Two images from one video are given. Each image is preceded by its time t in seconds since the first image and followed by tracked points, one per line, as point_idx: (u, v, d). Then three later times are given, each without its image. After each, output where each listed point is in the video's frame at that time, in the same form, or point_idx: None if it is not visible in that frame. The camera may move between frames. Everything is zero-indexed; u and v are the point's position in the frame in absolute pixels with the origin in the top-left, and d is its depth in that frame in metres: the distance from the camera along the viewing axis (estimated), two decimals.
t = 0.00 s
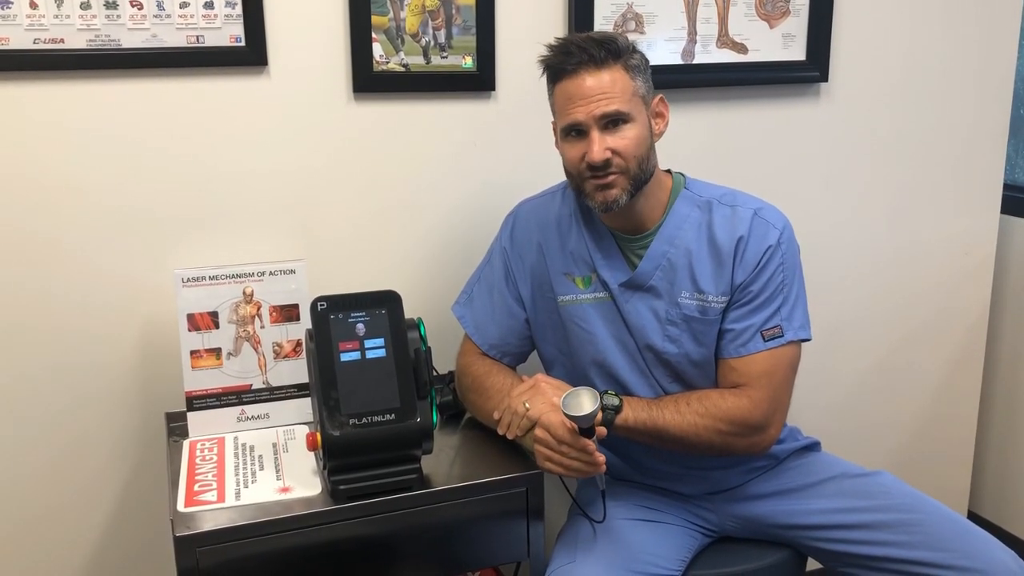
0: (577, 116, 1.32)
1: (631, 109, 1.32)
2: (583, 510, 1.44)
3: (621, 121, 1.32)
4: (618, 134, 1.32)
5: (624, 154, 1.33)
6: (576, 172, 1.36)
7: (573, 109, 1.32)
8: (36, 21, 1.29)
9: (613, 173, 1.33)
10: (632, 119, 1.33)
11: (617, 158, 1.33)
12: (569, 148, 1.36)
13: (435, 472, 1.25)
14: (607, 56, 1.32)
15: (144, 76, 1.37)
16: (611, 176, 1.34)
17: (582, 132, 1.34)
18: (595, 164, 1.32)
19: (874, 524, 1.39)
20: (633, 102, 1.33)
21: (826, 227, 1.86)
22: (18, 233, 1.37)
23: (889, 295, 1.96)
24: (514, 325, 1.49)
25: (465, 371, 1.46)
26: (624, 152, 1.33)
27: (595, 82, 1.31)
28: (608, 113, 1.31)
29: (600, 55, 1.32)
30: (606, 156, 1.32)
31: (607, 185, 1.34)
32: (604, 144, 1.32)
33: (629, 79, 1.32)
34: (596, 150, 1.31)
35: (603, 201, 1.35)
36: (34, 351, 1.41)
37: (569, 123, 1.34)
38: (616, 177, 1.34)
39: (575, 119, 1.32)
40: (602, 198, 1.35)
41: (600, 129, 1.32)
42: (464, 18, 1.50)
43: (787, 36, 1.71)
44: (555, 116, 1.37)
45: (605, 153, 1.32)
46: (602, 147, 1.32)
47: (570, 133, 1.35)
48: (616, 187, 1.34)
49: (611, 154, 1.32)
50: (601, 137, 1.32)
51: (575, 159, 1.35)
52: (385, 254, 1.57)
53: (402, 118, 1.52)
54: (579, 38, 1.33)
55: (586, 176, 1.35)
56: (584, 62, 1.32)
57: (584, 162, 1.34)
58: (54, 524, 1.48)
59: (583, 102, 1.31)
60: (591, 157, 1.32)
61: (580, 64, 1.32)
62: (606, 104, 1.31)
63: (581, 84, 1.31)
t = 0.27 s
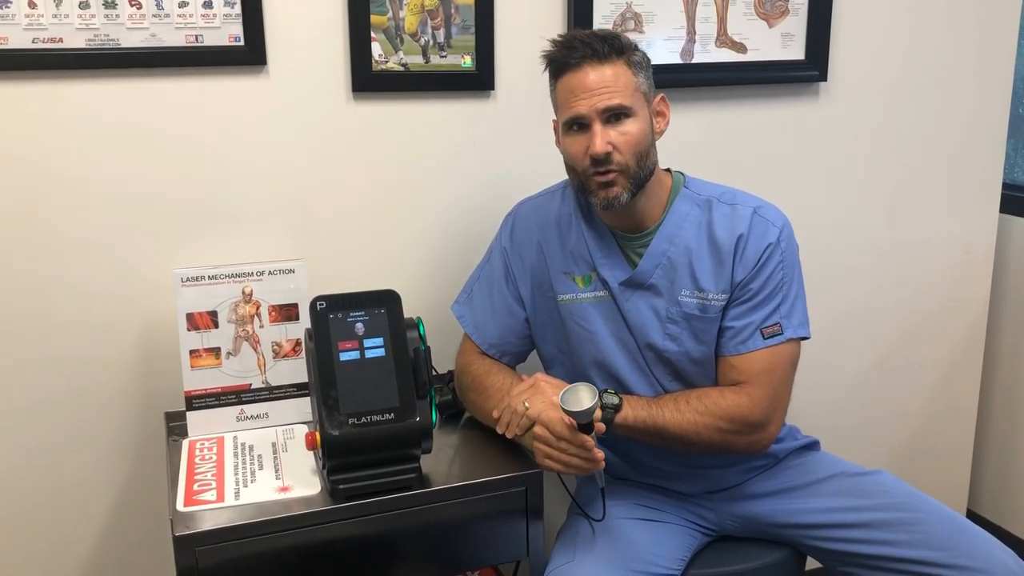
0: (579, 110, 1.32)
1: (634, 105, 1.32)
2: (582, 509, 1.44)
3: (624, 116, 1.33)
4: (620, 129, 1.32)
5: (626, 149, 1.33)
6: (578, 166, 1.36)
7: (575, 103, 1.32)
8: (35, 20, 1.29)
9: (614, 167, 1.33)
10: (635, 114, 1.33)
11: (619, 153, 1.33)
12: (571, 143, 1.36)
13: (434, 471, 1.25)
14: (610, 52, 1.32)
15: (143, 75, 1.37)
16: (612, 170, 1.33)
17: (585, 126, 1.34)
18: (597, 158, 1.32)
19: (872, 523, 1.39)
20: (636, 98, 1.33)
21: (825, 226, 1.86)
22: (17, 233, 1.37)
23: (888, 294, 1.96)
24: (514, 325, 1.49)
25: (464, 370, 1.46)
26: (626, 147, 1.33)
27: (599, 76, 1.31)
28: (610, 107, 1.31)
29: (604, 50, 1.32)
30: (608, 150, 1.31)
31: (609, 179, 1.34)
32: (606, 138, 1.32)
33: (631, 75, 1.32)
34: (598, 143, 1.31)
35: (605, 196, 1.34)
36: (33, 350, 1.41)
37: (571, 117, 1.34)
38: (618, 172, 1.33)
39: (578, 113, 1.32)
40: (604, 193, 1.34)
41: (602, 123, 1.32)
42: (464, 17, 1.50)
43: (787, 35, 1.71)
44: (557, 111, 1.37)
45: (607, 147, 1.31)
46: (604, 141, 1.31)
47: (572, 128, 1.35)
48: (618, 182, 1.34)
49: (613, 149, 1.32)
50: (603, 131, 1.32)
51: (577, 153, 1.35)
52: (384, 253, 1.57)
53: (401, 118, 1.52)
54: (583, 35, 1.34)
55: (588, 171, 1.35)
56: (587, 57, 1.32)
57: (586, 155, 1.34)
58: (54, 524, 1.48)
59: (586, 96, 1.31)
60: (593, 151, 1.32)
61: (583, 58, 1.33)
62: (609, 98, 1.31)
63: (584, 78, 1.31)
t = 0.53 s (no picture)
0: (580, 108, 1.32)
1: (634, 101, 1.33)
2: (582, 508, 1.45)
3: (624, 113, 1.33)
4: (621, 125, 1.33)
5: (627, 145, 1.33)
6: (579, 164, 1.36)
7: (576, 100, 1.32)
8: (35, 20, 1.29)
9: (616, 164, 1.33)
10: (635, 111, 1.33)
11: (621, 149, 1.33)
12: (572, 140, 1.36)
13: (434, 470, 1.25)
14: (610, 50, 1.33)
15: (143, 75, 1.37)
16: (614, 167, 1.33)
17: (586, 124, 1.34)
18: (598, 155, 1.32)
19: (870, 521, 1.40)
20: (636, 94, 1.33)
21: (824, 225, 1.86)
22: (17, 232, 1.37)
23: (888, 293, 1.96)
24: (514, 323, 1.49)
25: (464, 368, 1.46)
26: (627, 144, 1.33)
27: (599, 73, 1.31)
28: (611, 104, 1.31)
29: (603, 48, 1.32)
30: (610, 147, 1.32)
31: (611, 176, 1.34)
32: (607, 135, 1.32)
33: (632, 72, 1.33)
34: (600, 140, 1.31)
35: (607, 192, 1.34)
36: (32, 350, 1.41)
37: (572, 114, 1.34)
38: (620, 168, 1.33)
39: (579, 110, 1.32)
40: (606, 189, 1.34)
41: (603, 120, 1.32)
42: (463, 16, 1.50)
43: (786, 34, 1.71)
44: (558, 109, 1.38)
45: (609, 143, 1.31)
46: (606, 137, 1.32)
47: (573, 125, 1.35)
48: (620, 178, 1.34)
49: (614, 145, 1.32)
50: (604, 127, 1.32)
51: (579, 151, 1.35)
52: (384, 252, 1.57)
53: (401, 117, 1.52)
54: (583, 33, 1.34)
55: (590, 168, 1.35)
56: (588, 55, 1.32)
57: (587, 153, 1.34)
58: (53, 523, 1.48)
59: (587, 93, 1.31)
60: (595, 148, 1.32)
61: (583, 56, 1.33)
62: (609, 95, 1.31)
63: (585, 75, 1.32)
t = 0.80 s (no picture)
0: (577, 111, 1.32)
1: (630, 103, 1.33)
2: (582, 507, 1.45)
3: (621, 115, 1.33)
4: (618, 127, 1.33)
5: (624, 147, 1.33)
6: (577, 166, 1.36)
7: (573, 103, 1.32)
8: (35, 19, 1.30)
9: (614, 166, 1.34)
10: (632, 112, 1.33)
11: (618, 151, 1.33)
12: (569, 143, 1.36)
13: (434, 469, 1.25)
14: (605, 51, 1.33)
15: (143, 74, 1.37)
16: (612, 168, 1.34)
17: (582, 126, 1.34)
18: (596, 158, 1.33)
19: (870, 520, 1.40)
20: (632, 96, 1.33)
21: (824, 224, 1.87)
22: (17, 231, 1.37)
23: (888, 292, 1.96)
24: (514, 322, 1.49)
25: (464, 367, 1.46)
26: (625, 145, 1.33)
27: (594, 76, 1.31)
28: (608, 106, 1.31)
29: (598, 50, 1.32)
30: (607, 149, 1.32)
31: (609, 178, 1.34)
32: (604, 137, 1.32)
33: (627, 73, 1.33)
34: (597, 143, 1.31)
35: (606, 194, 1.34)
36: (32, 349, 1.41)
37: (569, 117, 1.34)
38: (618, 170, 1.34)
39: (575, 114, 1.33)
40: (605, 191, 1.34)
41: (600, 122, 1.32)
42: (463, 15, 1.50)
43: (786, 33, 1.71)
44: (554, 112, 1.38)
45: (606, 146, 1.32)
46: (603, 140, 1.32)
47: (570, 128, 1.35)
48: (618, 180, 1.34)
49: (612, 147, 1.33)
50: (601, 130, 1.32)
51: (577, 154, 1.35)
52: (384, 251, 1.57)
53: (401, 116, 1.52)
54: (577, 35, 1.34)
55: (588, 170, 1.35)
56: (583, 57, 1.32)
57: (585, 155, 1.34)
58: (54, 522, 1.48)
59: (583, 96, 1.31)
60: (593, 150, 1.32)
61: (578, 59, 1.32)
62: (605, 98, 1.31)
63: (580, 78, 1.31)
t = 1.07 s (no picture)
0: (566, 123, 1.33)
1: (620, 112, 1.32)
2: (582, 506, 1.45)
3: (610, 125, 1.32)
4: (607, 137, 1.32)
5: (614, 158, 1.33)
6: (569, 176, 1.37)
7: (562, 115, 1.33)
8: (35, 19, 1.30)
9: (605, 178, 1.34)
10: (622, 121, 1.33)
11: (608, 162, 1.33)
12: (561, 153, 1.37)
13: (434, 468, 1.25)
14: (594, 59, 1.31)
15: (143, 73, 1.37)
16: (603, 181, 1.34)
17: (573, 137, 1.34)
18: (586, 170, 1.33)
19: (872, 519, 1.40)
20: (622, 104, 1.32)
21: (824, 224, 1.87)
22: (17, 231, 1.37)
23: (888, 291, 1.96)
24: (514, 322, 1.49)
25: (464, 366, 1.46)
26: (614, 156, 1.33)
27: (582, 87, 1.31)
28: (596, 118, 1.31)
29: (586, 58, 1.31)
30: (596, 161, 1.32)
31: (600, 190, 1.35)
32: (593, 149, 1.32)
33: (617, 81, 1.32)
34: (585, 155, 1.32)
35: (597, 207, 1.36)
36: (33, 348, 1.41)
37: (559, 129, 1.34)
38: (609, 182, 1.35)
39: (564, 126, 1.33)
40: (596, 204, 1.36)
41: (589, 133, 1.32)
42: (463, 15, 1.50)
43: (786, 33, 1.71)
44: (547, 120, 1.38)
45: (595, 158, 1.32)
46: (592, 152, 1.32)
47: (561, 138, 1.36)
48: (609, 192, 1.35)
49: (602, 159, 1.33)
50: (591, 141, 1.32)
51: (568, 164, 1.36)
52: (384, 251, 1.57)
53: (401, 115, 1.52)
54: (566, 42, 1.32)
55: (579, 182, 1.36)
56: (571, 67, 1.32)
57: (575, 167, 1.35)
58: (54, 522, 1.48)
59: (572, 108, 1.32)
60: (581, 164, 1.32)
61: (567, 69, 1.32)
62: (593, 110, 1.31)
63: (569, 90, 1.31)
